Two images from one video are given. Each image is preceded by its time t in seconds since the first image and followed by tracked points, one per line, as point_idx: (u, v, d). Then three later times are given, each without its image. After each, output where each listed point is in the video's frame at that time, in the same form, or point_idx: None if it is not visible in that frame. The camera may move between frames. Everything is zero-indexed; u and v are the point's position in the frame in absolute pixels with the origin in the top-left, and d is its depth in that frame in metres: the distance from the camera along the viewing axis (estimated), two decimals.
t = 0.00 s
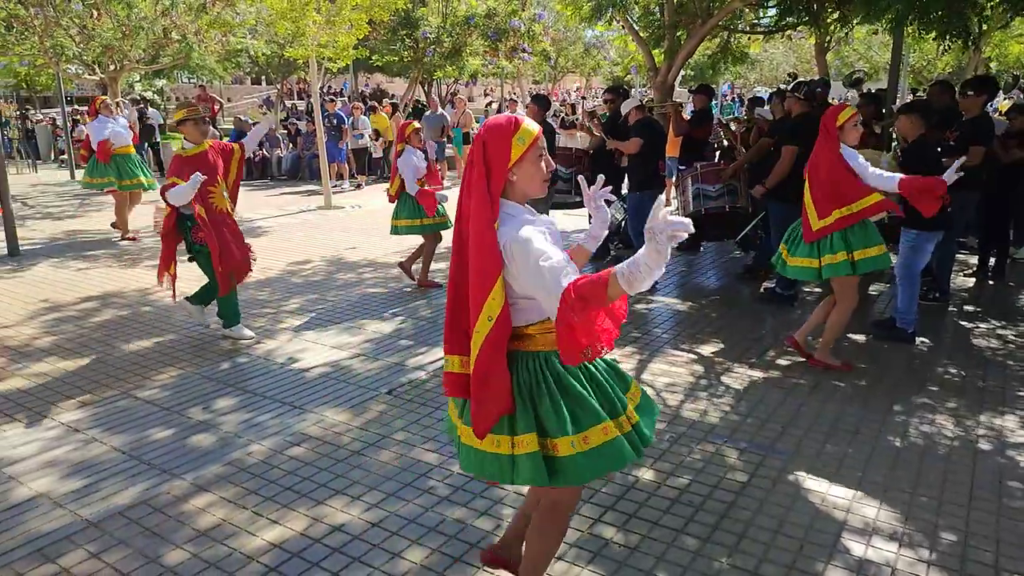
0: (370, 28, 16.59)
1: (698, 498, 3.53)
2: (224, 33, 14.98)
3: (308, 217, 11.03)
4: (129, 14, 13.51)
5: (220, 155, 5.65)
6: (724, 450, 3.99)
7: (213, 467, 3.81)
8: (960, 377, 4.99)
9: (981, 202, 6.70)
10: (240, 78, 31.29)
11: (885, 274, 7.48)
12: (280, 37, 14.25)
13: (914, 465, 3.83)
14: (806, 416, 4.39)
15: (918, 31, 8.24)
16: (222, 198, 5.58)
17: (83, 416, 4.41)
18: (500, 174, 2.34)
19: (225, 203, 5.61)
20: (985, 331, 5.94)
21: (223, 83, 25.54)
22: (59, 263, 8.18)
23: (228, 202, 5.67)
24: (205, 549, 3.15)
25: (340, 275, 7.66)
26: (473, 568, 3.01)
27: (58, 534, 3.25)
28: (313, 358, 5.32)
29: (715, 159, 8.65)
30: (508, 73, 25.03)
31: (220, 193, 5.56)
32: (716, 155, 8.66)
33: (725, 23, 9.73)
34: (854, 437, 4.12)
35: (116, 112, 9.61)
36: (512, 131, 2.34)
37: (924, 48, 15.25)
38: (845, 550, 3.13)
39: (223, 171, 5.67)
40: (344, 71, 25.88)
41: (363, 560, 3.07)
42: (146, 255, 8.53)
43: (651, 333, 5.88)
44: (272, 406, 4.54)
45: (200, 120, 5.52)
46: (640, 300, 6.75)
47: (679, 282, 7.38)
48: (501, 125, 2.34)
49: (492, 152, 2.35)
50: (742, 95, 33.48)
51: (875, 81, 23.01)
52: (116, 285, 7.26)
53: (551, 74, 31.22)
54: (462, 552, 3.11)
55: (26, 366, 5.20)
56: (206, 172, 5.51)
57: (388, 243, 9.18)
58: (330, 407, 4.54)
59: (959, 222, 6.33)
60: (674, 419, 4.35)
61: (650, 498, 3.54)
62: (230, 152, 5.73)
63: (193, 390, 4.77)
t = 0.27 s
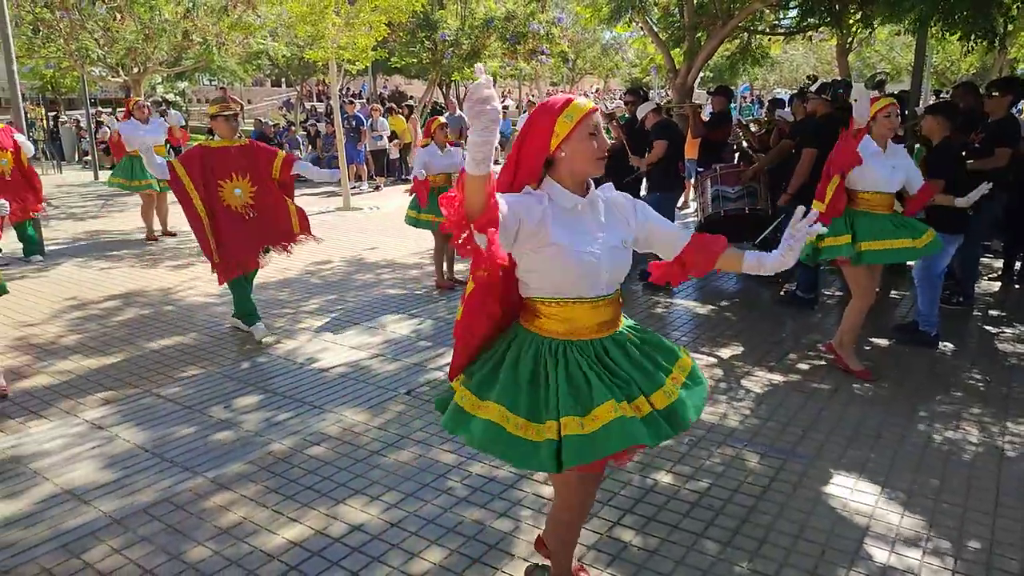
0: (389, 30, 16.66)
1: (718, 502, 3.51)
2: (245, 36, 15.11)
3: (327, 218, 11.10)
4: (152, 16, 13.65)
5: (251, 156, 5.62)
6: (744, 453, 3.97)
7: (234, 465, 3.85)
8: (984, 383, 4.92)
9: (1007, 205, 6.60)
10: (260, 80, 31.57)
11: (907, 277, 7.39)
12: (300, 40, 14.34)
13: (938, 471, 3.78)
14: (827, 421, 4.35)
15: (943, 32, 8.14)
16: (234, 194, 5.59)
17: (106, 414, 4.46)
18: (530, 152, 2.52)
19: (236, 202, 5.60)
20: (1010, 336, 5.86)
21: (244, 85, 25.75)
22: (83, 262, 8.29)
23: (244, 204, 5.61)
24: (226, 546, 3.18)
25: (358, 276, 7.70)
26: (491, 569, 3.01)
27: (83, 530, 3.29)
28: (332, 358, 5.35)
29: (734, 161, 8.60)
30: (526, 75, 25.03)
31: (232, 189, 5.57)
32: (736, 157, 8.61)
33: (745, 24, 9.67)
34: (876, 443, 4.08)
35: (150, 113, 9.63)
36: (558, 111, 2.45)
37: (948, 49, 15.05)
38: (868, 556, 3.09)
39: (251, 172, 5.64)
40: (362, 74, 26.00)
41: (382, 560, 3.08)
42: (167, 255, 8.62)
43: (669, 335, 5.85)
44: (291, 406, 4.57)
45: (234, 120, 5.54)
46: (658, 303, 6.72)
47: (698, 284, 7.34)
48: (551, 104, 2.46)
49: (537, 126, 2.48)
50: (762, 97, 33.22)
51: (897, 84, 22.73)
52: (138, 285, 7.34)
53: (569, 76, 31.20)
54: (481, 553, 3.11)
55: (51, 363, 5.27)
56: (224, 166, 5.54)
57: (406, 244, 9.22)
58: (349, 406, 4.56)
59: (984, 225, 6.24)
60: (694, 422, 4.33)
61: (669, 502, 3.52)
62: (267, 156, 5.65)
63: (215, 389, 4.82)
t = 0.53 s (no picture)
0: (414, 33, 16.80)
1: (743, 508, 3.48)
2: (273, 39, 15.33)
3: (353, 219, 11.21)
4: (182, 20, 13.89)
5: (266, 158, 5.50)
6: (769, 459, 3.93)
7: (260, 463, 3.89)
8: (1017, 390, 4.83)
9: None
10: (288, 83, 32.01)
11: (938, 282, 7.27)
12: (327, 43, 14.51)
13: (969, 480, 3.71)
14: (855, 427, 4.29)
15: (976, 33, 8.01)
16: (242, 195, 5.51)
17: (136, 410, 4.54)
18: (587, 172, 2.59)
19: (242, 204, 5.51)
20: None
21: (271, 88, 26.10)
22: (114, 261, 8.45)
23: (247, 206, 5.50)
24: (252, 543, 3.21)
25: (383, 276, 7.76)
26: (514, 571, 3.01)
27: (114, 524, 3.35)
28: (357, 357, 5.39)
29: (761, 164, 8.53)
30: (550, 77, 25.09)
31: (241, 190, 5.50)
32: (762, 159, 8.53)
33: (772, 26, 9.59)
34: (906, 450, 4.01)
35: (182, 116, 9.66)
36: (602, 135, 2.50)
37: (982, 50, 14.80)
38: (896, 565, 3.04)
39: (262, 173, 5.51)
40: (388, 76, 26.22)
41: (406, 560, 3.09)
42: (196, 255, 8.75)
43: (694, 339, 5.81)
44: (316, 405, 4.61)
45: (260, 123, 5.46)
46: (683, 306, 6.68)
47: (723, 288, 7.29)
48: (601, 131, 2.52)
49: (589, 152, 2.57)
50: (789, 100, 32.93)
51: (928, 85, 22.40)
52: (167, 284, 7.47)
53: (593, 79, 31.24)
54: (504, 555, 3.12)
55: (83, 360, 5.38)
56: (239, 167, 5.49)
57: (431, 246, 9.27)
58: (373, 406, 4.59)
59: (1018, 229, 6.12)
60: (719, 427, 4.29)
61: (694, 507, 3.49)
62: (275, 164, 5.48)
63: (242, 387, 4.88)
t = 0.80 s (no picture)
0: (442, 35, 16.87)
1: (772, 514, 3.43)
2: (303, 41, 15.50)
3: (380, 220, 11.29)
4: (214, 23, 14.09)
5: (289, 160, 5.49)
6: (799, 465, 3.87)
7: (289, 460, 3.93)
8: None
9: None
10: (317, 85, 32.35)
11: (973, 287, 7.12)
12: (356, 45, 14.63)
13: (1006, 490, 3.63)
14: (887, 434, 4.22)
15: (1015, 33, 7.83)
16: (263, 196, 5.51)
17: (168, 406, 4.62)
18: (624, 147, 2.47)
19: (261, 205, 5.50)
20: None
21: (301, 90, 26.40)
22: (147, 260, 8.60)
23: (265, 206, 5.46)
24: (281, 539, 3.25)
25: (410, 277, 7.80)
26: (540, 572, 3.01)
27: (146, 518, 3.41)
28: (384, 357, 5.42)
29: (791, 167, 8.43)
30: (577, 79, 25.03)
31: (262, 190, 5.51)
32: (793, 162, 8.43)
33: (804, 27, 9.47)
34: (940, 458, 3.93)
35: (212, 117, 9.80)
36: (645, 108, 2.36)
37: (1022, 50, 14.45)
38: None
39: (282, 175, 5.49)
40: (415, 78, 26.37)
41: (432, 559, 3.10)
42: (226, 255, 8.88)
43: (722, 343, 5.76)
44: (344, 404, 4.65)
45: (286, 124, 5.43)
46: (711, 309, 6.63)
47: (751, 291, 7.21)
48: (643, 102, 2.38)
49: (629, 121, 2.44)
50: (820, 101, 32.47)
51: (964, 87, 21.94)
52: (198, 283, 7.58)
53: (620, 81, 31.11)
54: (530, 556, 3.11)
55: (117, 357, 5.48)
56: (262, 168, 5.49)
57: (457, 247, 9.30)
58: (400, 406, 4.62)
59: None
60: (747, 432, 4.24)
61: (722, 512, 3.46)
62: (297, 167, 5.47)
63: (271, 385, 4.94)
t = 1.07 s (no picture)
0: (474, 37, 16.93)
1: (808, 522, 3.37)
2: (336, 44, 15.67)
3: (411, 221, 11.35)
4: (250, 26, 14.30)
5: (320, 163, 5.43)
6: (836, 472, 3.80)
7: (321, 459, 3.97)
8: None
9: None
10: (349, 87, 32.66)
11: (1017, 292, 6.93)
12: (389, 47, 14.75)
13: None
14: (927, 443, 4.12)
15: None
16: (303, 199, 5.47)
17: (204, 404, 4.70)
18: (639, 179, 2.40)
19: (302, 207, 5.47)
20: None
21: (334, 92, 26.70)
22: (184, 260, 8.76)
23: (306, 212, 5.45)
24: (313, 536, 3.28)
25: (441, 278, 7.83)
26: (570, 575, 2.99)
27: (182, 513, 3.47)
28: (415, 357, 5.45)
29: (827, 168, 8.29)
30: (609, 81, 24.92)
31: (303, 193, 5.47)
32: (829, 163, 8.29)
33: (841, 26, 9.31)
34: (982, 468, 3.83)
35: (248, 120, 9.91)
36: (655, 129, 2.29)
37: None
38: None
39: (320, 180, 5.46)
40: (447, 80, 26.50)
41: (462, 560, 3.10)
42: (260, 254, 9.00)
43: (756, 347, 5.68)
44: (375, 403, 4.68)
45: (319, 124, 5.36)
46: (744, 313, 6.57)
47: (786, 296, 7.10)
48: (652, 125, 2.32)
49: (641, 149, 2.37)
50: (857, 102, 31.90)
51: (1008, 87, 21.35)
52: (233, 282, 7.70)
53: (652, 82, 30.89)
54: (560, 559, 3.10)
55: (153, 355, 5.58)
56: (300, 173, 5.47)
57: (487, 248, 9.31)
58: (430, 406, 4.64)
59: None
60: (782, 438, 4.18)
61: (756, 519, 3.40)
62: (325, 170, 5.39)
63: (304, 384, 5.00)
